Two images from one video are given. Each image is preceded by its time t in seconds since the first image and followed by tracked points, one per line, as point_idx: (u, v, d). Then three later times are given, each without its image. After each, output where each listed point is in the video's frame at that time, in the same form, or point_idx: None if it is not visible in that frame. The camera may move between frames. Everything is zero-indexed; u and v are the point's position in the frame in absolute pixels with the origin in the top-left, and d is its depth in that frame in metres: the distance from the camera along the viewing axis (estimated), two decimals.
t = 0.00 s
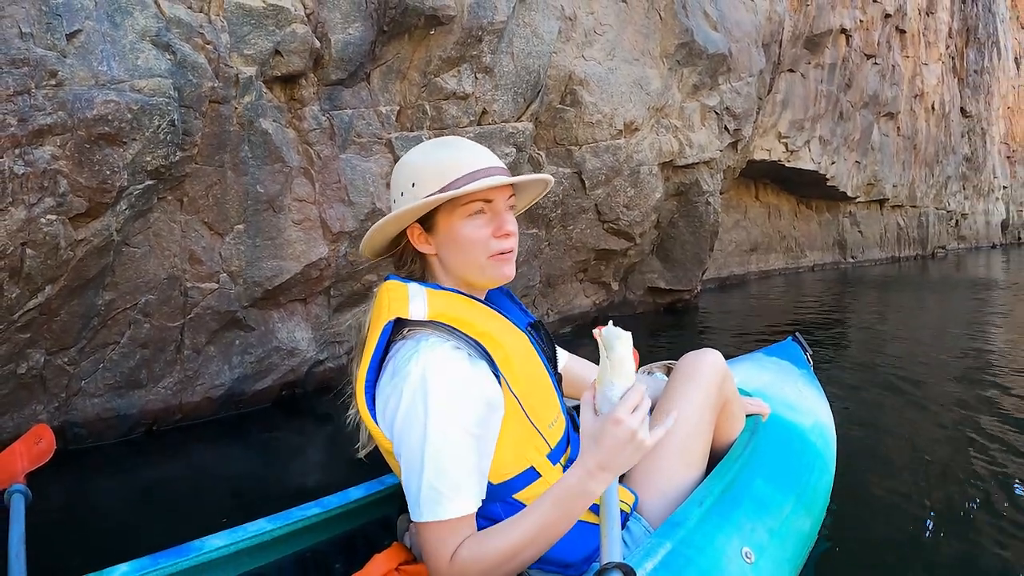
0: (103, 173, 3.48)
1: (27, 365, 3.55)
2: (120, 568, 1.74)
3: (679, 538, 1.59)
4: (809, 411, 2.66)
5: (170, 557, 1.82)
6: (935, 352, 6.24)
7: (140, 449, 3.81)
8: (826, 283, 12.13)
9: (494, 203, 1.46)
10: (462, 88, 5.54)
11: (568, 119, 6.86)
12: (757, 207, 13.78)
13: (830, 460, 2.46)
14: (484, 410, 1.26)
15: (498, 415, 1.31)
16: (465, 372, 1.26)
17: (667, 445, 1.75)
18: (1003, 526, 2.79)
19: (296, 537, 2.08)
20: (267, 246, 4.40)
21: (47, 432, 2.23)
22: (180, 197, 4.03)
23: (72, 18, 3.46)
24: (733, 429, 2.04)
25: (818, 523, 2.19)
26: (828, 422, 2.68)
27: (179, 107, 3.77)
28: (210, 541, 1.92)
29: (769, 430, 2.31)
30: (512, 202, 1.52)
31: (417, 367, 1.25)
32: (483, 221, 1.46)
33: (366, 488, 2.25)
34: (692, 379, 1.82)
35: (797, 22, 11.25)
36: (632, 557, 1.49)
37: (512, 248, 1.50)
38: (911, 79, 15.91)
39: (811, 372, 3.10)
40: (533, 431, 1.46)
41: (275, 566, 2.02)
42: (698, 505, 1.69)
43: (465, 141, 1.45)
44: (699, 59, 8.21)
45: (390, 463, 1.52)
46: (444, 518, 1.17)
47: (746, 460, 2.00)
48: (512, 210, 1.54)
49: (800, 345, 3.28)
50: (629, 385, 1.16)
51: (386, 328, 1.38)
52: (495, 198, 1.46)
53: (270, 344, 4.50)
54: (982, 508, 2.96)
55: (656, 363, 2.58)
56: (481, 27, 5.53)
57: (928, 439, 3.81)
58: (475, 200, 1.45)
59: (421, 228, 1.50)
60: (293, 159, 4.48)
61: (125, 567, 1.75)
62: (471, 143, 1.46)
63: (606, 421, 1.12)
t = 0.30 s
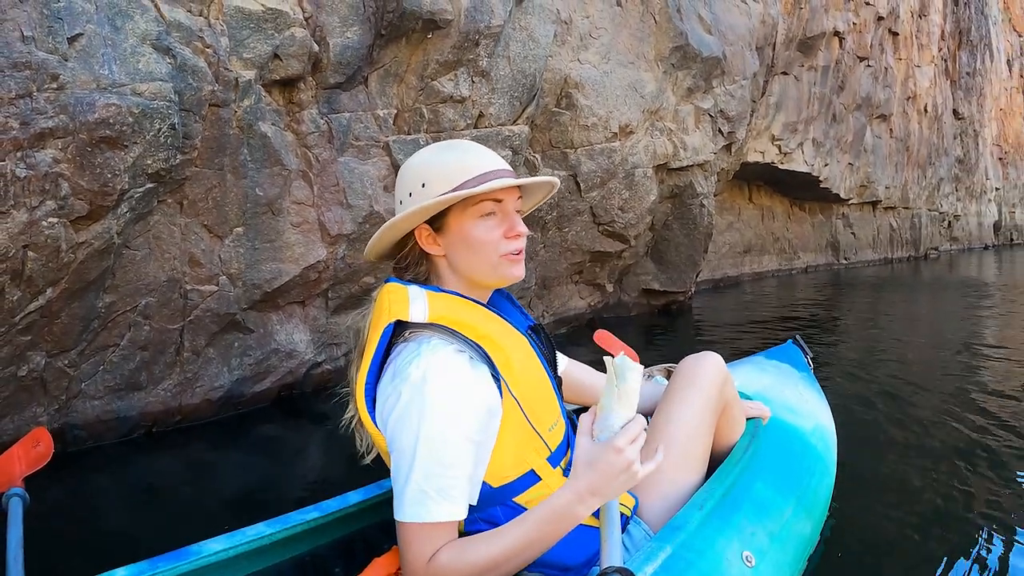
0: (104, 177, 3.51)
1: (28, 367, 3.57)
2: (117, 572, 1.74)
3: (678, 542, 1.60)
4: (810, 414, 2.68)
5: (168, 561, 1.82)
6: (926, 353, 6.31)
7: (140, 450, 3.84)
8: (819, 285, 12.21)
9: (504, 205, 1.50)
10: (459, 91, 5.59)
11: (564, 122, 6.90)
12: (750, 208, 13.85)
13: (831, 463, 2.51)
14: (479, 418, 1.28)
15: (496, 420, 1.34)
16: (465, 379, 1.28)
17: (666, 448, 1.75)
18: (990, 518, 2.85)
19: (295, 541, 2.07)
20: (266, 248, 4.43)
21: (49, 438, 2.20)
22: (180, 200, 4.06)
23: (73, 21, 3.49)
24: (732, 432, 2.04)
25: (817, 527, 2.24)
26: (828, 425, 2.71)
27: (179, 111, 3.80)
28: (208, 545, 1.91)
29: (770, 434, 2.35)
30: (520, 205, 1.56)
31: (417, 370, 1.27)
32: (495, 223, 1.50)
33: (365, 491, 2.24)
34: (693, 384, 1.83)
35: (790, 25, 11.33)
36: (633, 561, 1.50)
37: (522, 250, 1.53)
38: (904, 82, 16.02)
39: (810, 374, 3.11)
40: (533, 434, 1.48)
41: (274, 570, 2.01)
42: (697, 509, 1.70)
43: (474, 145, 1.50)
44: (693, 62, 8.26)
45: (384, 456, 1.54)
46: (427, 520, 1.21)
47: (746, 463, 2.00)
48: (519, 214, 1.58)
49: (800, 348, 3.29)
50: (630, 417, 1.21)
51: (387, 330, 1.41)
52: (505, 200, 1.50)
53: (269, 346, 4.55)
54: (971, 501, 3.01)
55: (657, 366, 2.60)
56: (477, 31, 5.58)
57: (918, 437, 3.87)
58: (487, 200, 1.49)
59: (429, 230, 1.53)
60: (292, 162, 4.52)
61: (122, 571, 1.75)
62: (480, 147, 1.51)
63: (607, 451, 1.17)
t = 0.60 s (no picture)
0: (107, 180, 3.55)
1: (30, 369, 3.61)
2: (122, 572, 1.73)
3: (678, 544, 1.57)
4: (810, 417, 2.69)
5: (172, 562, 1.81)
6: (917, 355, 6.38)
7: (141, 452, 3.88)
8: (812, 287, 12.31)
9: (499, 209, 1.49)
10: (456, 95, 5.65)
11: (559, 125, 6.96)
12: (743, 211, 13.95)
13: (830, 466, 2.49)
14: (472, 420, 1.21)
15: (490, 430, 1.27)
16: (457, 382, 1.22)
17: (667, 451, 1.71)
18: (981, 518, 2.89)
19: (296, 542, 2.08)
20: (266, 251, 4.48)
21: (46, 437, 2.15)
22: (180, 203, 4.10)
23: (76, 25, 3.53)
24: (733, 435, 1.97)
25: (817, 529, 2.23)
26: (828, 428, 2.71)
27: (180, 114, 3.84)
28: (211, 546, 1.90)
29: (770, 436, 2.32)
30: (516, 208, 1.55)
31: (411, 370, 1.22)
32: (489, 227, 1.49)
33: (365, 493, 2.26)
34: (693, 384, 1.76)
35: (783, 29, 11.43)
36: (632, 561, 1.49)
37: (516, 253, 1.53)
38: (896, 85, 16.15)
39: (811, 377, 3.12)
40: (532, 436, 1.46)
41: (275, 571, 2.02)
42: (697, 511, 1.67)
43: (471, 148, 1.49)
44: (687, 66, 8.34)
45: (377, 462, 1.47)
46: (405, 517, 1.12)
47: (746, 466, 1.96)
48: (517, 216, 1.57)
49: (800, 350, 3.33)
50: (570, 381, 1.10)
51: (388, 332, 1.36)
52: (499, 205, 1.49)
53: (269, 348, 4.60)
54: (961, 501, 3.06)
55: (657, 369, 2.70)
56: (475, 35, 5.64)
57: (909, 439, 3.93)
58: (481, 205, 1.47)
59: (427, 235, 1.53)
60: (292, 166, 4.56)
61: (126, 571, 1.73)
62: (476, 150, 1.50)
63: (547, 416, 1.05)
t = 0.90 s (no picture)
0: (112, 180, 3.59)
1: (34, 368, 3.64)
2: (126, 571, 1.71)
3: (680, 542, 1.59)
4: (810, 417, 2.73)
5: (176, 560, 1.79)
6: (911, 356, 6.45)
7: (143, 450, 3.92)
8: (806, 288, 12.40)
9: (485, 216, 1.47)
10: (455, 97, 5.70)
11: (557, 128, 7.02)
12: (738, 212, 14.03)
13: (830, 465, 2.54)
14: (465, 422, 1.22)
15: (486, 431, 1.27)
16: (447, 383, 1.24)
17: (667, 451, 1.76)
18: (971, 516, 2.95)
19: (300, 542, 2.05)
20: (268, 251, 4.52)
21: (46, 437, 2.11)
22: (184, 204, 4.15)
23: (82, 27, 3.56)
24: (733, 434, 2.02)
25: (817, 527, 2.26)
26: (828, 427, 2.76)
27: (184, 116, 3.89)
28: (215, 545, 1.88)
29: (771, 435, 2.37)
30: (510, 216, 1.51)
31: (403, 372, 1.25)
32: (471, 233, 1.47)
33: (368, 493, 2.24)
34: (692, 386, 1.80)
35: (778, 31, 11.51)
36: (634, 559, 1.50)
37: (500, 263, 1.49)
38: (890, 87, 16.26)
39: (811, 376, 3.18)
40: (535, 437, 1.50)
41: (279, 570, 2.00)
42: (698, 509, 1.70)
43: (472, 151, 1.47)
44: (683, 69, 8.42)
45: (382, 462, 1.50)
46: (400, 520, 1.13)
47: (747, 464, 2.00)
48: (511, 225, 1.52)
49: (800, 350, 3.38)
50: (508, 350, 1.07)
51: (384, 337, 1.37)
52: (486, 211, 1.47)
53: (270, 347, 4.64)
54: (952, 500, 3.12)
55: (659, 368, 2.72)
56: (474, 38, 5.69)
57: (902, 439, 4.00)
58: (466, 210, 1.46)
59: (419, 234, 1.55)
60: (293, 167, 4.61)
61: (130, 571, 1.72)
62: (478, 155, 1.48)
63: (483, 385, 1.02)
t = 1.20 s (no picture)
0: (116, 182, 3.63)
1: (39, 368, 3.68)
2: (127, 571, 1.72)
3: (678, 541, 1.63)
4: (808, 417, 2.77)
5: (177, 560, 1.80)
6: (905, 357, 6.51)
7: (145, 450, 3.96)
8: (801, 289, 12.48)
9: (463, 216, 1.49)
10: (454, 100, 5.75)
11: (554, 130, 7.07)
12: (733, 214, 14.11)
13: (829, 465, 2.57)
14: (470, 416, 1.25)
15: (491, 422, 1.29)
16: (452, 379, 1.26)
17: (667, 451, 1.80)
18: (963, 516, 3.01)
19: (300, 541, 2.06)
20: (269, 252, 4.57)
21: (43, 439, 2.11)
22: (186, 205, 4.18)
23: (87, 29, 3.60)
24: (730, 435, 2.06)
25: (817, 527, 2.29)
26: (826, 427, 2.80)
27: (188, 118, 3.93)
28: (215, 545, 1.89)
29: (770, 435, 2.41)
30: (492, 215, 1.52)
31: (407, 370, 1.26)
32: (450, 235, 1.49)
33: (368, 492, 2.24)
34: (690, 386, 1.85)
35: (773, 34, 11.59)
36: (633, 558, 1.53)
37: (482, 262, 1.50)
38: (884, 89, 16.37)
39: (807, 377, 3.24)
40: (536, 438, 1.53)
41: (279, 570, 2.00)
42: (697, 508, 1.74)
43: (454, 153, 1.50)
44: (679, 71, 8.48)
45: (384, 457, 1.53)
46: (417, 517, 1.18)
47: (745, 465, 2.04)
48: (494, 224, 1.53)
49: (797, 351, 3.45)
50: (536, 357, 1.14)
51: (387, 334, 1.40)
52: (464, 212, 1.49)
53: (270, 348, 4.69)
54: (945, 500, 3.18)
55: (657, 370, 2.78)
56: (472, 41, 5.75)
57: (896, 439, 4.06)
58: (444, 211, 1.48)
59: (409, 237, 1.60)
60: (294, 168, 4.65)
61: (132, 570, 1.73)
62: (462, 156, 1.50)
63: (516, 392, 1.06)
